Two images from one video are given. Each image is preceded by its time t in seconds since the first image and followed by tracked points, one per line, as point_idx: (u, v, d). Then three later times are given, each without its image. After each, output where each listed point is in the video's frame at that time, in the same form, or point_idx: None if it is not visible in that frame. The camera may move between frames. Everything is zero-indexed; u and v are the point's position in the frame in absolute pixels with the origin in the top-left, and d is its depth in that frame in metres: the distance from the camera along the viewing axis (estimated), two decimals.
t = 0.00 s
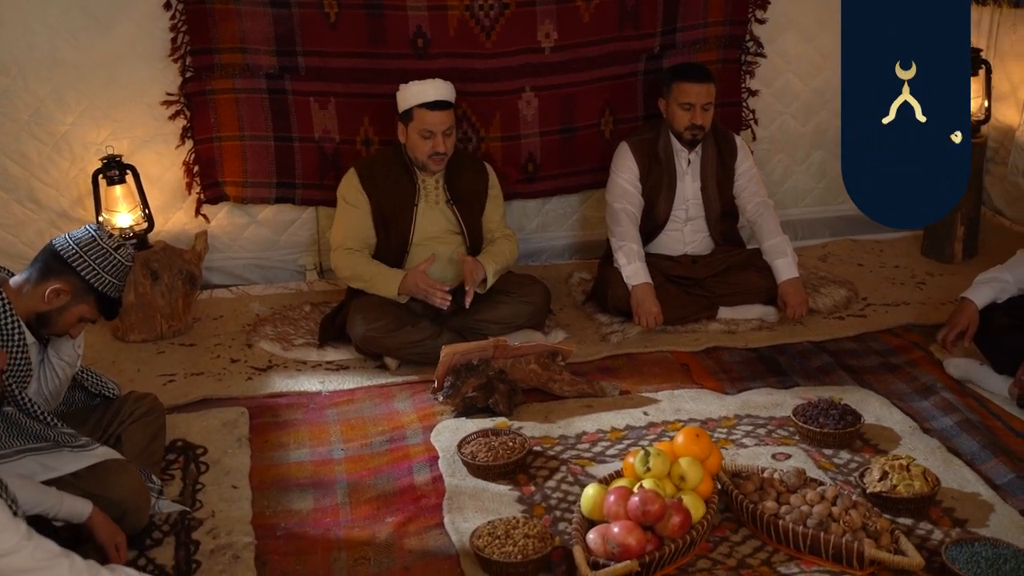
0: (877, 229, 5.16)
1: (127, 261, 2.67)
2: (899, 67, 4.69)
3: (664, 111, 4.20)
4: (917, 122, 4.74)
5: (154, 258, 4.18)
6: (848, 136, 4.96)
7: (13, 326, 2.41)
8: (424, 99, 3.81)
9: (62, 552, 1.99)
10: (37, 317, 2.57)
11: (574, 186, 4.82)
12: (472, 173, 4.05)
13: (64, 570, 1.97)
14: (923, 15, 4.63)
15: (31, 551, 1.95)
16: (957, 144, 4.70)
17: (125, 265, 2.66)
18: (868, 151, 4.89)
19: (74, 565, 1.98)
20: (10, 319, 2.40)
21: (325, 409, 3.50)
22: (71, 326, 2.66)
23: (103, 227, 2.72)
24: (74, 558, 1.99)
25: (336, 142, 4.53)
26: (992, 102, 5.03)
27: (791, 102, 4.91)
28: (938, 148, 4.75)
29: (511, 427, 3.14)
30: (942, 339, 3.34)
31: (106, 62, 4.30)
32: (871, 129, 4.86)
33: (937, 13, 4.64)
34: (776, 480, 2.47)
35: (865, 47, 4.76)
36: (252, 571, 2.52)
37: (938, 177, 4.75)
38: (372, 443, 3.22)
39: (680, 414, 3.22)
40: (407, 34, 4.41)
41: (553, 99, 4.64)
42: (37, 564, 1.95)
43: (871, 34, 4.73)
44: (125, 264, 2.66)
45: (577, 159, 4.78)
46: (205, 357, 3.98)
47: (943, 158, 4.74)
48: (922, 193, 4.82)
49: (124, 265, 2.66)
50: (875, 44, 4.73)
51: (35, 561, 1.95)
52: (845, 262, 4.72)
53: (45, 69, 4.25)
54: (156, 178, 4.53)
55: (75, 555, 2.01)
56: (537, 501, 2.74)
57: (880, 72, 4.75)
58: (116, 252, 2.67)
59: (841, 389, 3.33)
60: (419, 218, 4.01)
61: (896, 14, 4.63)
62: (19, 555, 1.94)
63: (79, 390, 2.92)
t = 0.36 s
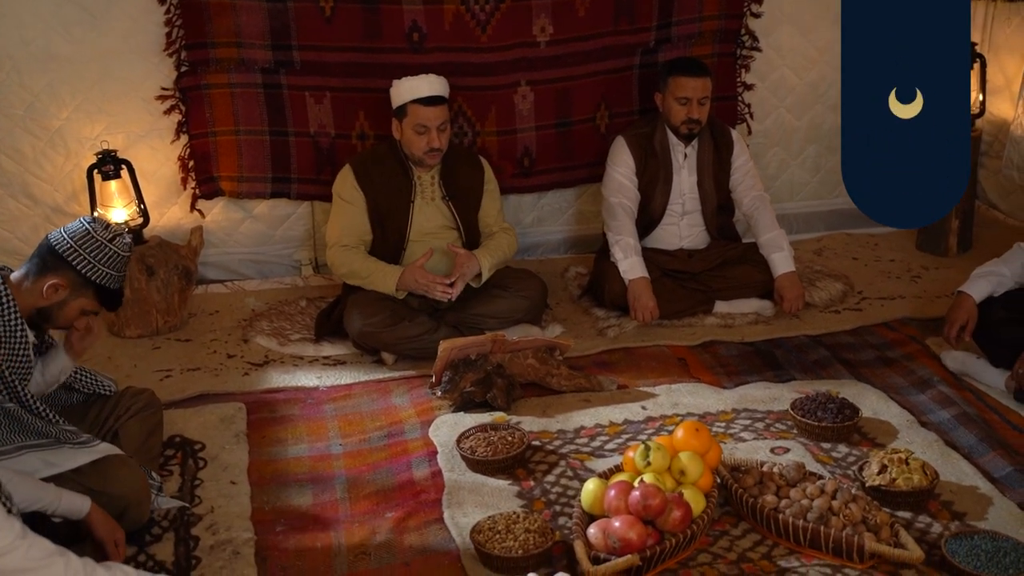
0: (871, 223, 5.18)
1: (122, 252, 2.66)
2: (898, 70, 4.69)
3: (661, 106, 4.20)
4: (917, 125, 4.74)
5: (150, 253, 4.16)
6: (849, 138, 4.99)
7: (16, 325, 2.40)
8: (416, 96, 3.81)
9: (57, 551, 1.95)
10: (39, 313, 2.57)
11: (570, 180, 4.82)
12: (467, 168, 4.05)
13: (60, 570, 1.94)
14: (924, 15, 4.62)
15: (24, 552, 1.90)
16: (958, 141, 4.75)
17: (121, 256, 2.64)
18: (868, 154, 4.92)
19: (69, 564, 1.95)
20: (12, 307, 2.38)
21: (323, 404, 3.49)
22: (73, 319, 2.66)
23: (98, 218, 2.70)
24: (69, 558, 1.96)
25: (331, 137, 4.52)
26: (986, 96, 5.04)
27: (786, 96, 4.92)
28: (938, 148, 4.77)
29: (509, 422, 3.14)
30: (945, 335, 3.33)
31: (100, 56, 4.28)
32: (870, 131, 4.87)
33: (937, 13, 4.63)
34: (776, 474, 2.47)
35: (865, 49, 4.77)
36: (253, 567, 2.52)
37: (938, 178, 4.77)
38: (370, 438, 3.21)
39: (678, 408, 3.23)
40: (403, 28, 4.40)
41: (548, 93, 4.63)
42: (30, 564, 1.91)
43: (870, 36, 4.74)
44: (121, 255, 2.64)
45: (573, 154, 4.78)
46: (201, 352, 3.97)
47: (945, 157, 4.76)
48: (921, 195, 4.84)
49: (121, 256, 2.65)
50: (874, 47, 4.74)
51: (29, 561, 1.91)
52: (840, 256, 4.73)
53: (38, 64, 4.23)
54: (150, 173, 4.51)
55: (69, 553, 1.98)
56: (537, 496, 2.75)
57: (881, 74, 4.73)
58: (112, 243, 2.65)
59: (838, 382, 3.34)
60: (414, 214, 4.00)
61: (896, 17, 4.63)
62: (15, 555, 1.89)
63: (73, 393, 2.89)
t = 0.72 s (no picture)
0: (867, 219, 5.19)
1: (123, 249, 2.64)
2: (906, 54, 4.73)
3: (657, 102, 4.20)
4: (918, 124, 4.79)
5: (145, 251, 4.14)
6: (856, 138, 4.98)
7: (20, 323, 2.42)
8: (413, 92, 3.79)
9: (58, 550, 1.94)
10: (44, 313, 2.56)
11: (566, 176, 4.81)
12: (462, 164, 4.04)
13: (60, 570, 1.93)
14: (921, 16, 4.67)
15: (25, 551, 1.90)
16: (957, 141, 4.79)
17: (122, 254, 2.63)
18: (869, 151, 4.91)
19: (70, 564, 1.94)
20: (17, 305, 2.42)
21: (321, 402, 3.49)
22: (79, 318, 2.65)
23: (97, 215, 2.67)
24: (71, 557, 1.95)
25: (327, 133, 4.51)
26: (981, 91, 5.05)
27: (782, 91, 4.92)
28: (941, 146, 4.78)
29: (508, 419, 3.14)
30: (953, 328, 3.36)
31: (95, 53, 4.26)
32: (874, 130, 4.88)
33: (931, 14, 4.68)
34: (776, 471, 2.48)
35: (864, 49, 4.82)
36: (254, 565, 2.52)
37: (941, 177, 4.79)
38: (369, 436, 3.21)
39: (676, 404, 3.23)
40: (399, 24, 4.39)
41: (544, 89, 4.63)
42: (30, 564, 1.91)
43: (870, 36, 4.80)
44: (122, 253, 2.62)
45: (568, 150, 4.77)
46: (197, 350, 3.96)
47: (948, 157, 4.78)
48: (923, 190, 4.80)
49: (122, 254, 2.63)
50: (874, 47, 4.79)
51: (30, 560, 1.91)
52: (835, 252, 4.74)
53: (32, 60, 4.21)
54: (145, 169, 4.49)
55: (70, 553, 1.97)
56: (537, 493, 2.75)
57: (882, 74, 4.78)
58: (112, 241, 2.63)
59: (836, 378, 3.35)
60: (411, 213, 4.00)
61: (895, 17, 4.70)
62: (16, 555, 1.89)
63: (64, 396, 2.85)
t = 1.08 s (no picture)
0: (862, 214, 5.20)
1: (123, 244, 2.62)
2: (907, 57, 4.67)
3: (653, 97, 4.19)
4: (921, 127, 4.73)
5: (141, 248, 4.12)
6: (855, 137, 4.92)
7: (22, 321, 2.42)
8: (414, 87, 3.79)
9: (60, 551, 1.94)
10: (49, 311, 2.57)
11: (562, 172, 4.81)
12: (457, 163, 4.04)
13: (62, 571, 1.93)
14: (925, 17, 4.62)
15: (28, 552, 1.89)
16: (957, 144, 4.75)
17: (122, 249, 2.62)
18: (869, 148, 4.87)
19: (73, 565, 1.94)
20: (18, 302, 2.41)
21: (318, 399, 3.48)
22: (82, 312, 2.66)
23: (92, 210, 2.65)
24: (73, 558, 1.95)
25: (323, 129, 4.50)
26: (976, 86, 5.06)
27: (777, 86, 4.92)
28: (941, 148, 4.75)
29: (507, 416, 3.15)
30: (958, 327, 3.35)
31: (89, 48, 4.24)
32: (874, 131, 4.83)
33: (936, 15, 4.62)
34: (776, 466, 2.48)
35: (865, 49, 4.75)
36: (254, 563, 2.51)
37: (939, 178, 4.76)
38: (367, 433, 3.21)
39: (675, 400, 3.24)
40: (395, 20, 4.38)
41: (540, 84, 4.63)
42: (33, 565, 1.90)
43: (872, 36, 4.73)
44: (122, 249, 2.61)
45: (564, 146, 4.77)
46: (193, 347, 3.95)
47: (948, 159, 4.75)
48: (924, 186, 4.76)
49: (121, 249, 2.62)
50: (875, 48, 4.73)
51: (33, 561, 1.90)
52: (831, 247, 4.75)
53: (25, 56, 4.18)
54: (140, 165, 4.47)
55: (72, 553, 1.97)
56: (536, 489, 2.75)
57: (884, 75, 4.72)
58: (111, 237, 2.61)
59: (833, 373, 3.36)
60: (407, 214, 4.00)
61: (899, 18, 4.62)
62: (18, 556, 1.88)
63: (58, 395, 2.82)
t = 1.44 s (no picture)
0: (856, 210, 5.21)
1: (130, 243, 2.64)
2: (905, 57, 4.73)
3: (649, 94, 4.19)
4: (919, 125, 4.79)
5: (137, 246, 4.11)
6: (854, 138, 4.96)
7: (28, 322, 2.42)
8: (435, 89, 3.80)
9: (66, 551, 1.94)
10: (57, 308, 2.59)
11: (558, 169, 4.81)
12: (459, 161, 4.03)
13: (67, 572, 1.93)
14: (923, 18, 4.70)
15: (34, 552, 1.89)
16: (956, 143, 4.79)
17: (130, 249, 2.63)
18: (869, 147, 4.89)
19: (78, 566, 1.94)
20: (25, 303, 2.40)
21: (317, 397, 3.48)
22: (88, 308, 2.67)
23: (96, 209, 2.65)
24: (78, 559, 1.95)
25: (319, 127, 4.49)
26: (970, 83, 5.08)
27: (773, 83, 4.94)
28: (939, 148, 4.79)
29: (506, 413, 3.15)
30: (956, 323, 3.36)
31: (84, 46, 4.23)
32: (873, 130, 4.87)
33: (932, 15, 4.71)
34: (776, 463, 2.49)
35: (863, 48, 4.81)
36: (255, 561, 2.52)
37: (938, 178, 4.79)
38: (366, 430, 3.21)
39: (674, 396, 3.25)
40: (391, 17, 4.38)
41: (537, 82, 4.63)
42: (38, 566, 1.90)
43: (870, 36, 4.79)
44: (130, 248, 2.63)
45: (560, 143, 4.77)
46: (191, 345, 3.94)
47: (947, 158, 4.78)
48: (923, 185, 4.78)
49: (129, 249, 2.64)
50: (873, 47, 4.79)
51: (38, 563, 1.90)
52: (826, 243, 4.77)
53: (20, 54, 4.17)
54: (136, 163, 4.46)
55: (77, 553, 1.97)
56: (537, 486, 2.76)
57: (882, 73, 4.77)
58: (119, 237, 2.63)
59: (831, 369, 3.37)
60: (415, 213, 3.98)
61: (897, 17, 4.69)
62: (22, 558, 1.88)
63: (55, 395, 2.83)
